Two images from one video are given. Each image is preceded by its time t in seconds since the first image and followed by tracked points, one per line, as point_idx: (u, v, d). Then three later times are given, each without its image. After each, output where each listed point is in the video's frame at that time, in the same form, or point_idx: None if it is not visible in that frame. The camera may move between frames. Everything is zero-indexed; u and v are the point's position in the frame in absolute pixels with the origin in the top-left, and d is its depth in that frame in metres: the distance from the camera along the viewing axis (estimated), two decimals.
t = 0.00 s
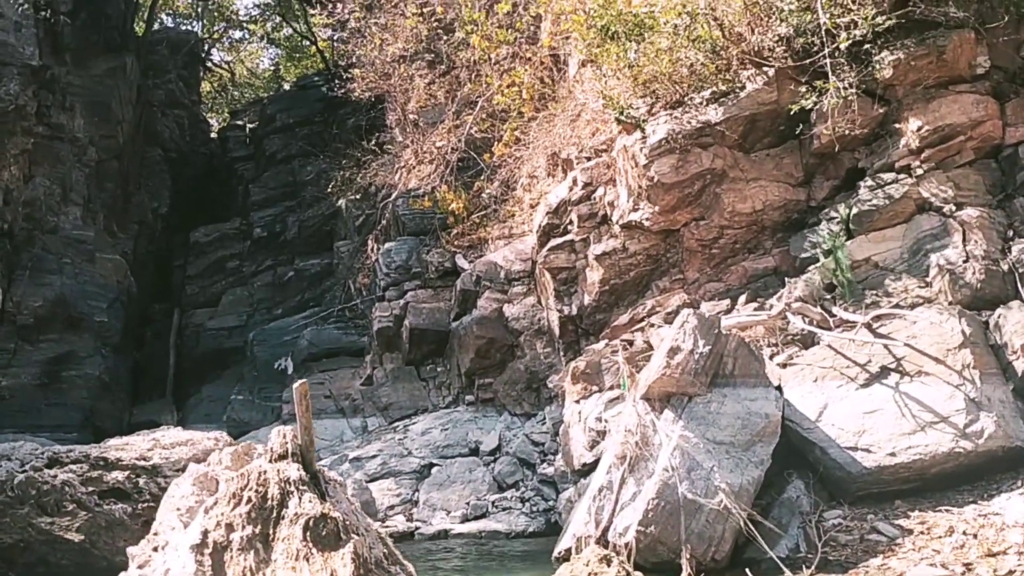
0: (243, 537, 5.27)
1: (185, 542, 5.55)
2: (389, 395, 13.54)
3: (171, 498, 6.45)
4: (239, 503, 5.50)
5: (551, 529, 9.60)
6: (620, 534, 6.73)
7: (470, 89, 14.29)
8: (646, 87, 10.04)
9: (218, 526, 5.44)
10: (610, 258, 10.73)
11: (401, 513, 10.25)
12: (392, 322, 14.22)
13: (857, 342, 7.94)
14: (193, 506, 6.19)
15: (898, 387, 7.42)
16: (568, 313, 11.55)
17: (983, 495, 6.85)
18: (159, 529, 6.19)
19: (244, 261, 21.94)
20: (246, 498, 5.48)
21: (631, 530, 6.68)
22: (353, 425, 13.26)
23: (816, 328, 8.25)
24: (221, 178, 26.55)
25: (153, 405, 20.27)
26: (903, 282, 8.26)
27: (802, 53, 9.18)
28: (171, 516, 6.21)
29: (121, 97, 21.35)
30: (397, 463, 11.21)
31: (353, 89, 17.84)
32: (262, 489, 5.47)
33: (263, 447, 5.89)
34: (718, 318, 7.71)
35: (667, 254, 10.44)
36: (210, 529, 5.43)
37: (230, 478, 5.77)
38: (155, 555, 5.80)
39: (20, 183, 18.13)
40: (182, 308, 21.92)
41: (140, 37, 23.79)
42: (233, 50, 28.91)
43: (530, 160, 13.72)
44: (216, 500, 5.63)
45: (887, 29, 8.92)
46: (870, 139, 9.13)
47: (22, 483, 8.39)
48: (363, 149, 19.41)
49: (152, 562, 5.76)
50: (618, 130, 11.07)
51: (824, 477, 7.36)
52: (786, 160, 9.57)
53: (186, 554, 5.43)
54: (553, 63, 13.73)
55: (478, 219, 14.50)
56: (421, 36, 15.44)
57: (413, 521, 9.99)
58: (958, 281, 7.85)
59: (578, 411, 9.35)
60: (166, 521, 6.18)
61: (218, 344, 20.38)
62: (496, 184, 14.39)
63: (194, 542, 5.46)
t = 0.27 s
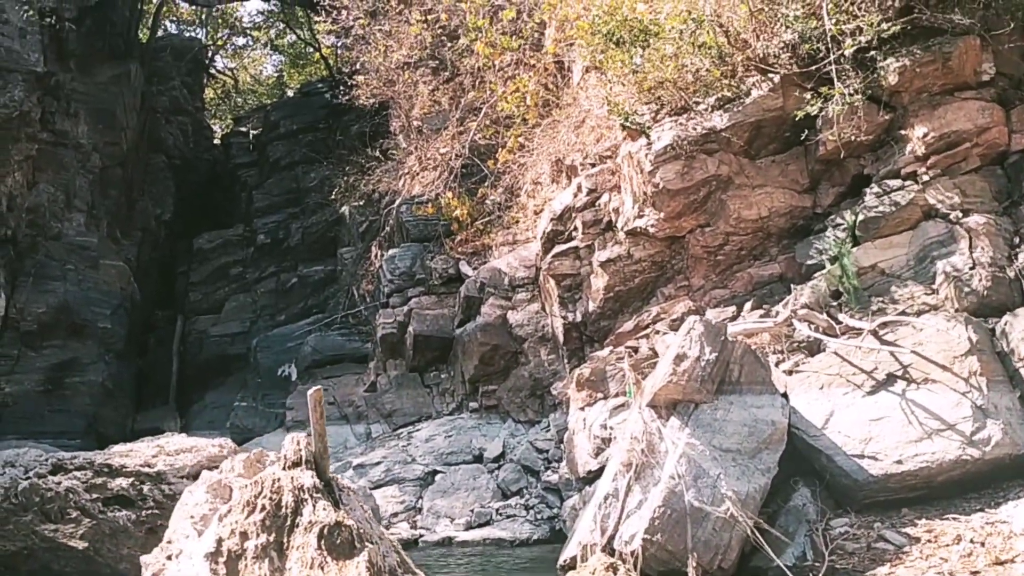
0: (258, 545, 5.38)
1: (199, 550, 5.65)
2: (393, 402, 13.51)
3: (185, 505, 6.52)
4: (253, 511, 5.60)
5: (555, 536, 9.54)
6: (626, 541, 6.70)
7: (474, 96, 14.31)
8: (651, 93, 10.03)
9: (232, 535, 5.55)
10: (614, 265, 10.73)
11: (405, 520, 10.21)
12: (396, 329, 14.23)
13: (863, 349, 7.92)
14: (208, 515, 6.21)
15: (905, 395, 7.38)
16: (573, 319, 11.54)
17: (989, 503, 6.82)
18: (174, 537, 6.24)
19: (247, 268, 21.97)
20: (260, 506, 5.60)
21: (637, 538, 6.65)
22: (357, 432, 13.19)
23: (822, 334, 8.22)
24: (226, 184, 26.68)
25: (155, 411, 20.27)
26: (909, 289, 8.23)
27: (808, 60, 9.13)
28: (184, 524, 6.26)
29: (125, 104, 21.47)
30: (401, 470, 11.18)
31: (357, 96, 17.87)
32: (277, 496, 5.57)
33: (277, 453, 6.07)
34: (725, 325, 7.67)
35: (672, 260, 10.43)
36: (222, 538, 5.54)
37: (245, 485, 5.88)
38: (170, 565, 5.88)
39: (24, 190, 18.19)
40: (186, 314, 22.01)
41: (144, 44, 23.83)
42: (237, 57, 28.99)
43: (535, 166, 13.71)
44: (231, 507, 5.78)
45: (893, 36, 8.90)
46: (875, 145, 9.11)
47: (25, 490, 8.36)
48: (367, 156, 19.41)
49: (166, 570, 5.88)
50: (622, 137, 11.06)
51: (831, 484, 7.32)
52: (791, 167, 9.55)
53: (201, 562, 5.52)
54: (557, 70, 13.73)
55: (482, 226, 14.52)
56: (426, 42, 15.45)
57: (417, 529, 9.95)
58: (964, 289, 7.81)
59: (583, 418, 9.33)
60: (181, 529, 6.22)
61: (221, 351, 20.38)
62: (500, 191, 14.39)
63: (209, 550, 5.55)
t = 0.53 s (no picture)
0: (275, 560, 5.46)
1: (215, 561, 5.68)
2: (398, 414, 13.47)
3: (200, 519, 6.49)
4: (270, 524, 5.72)
5: (561, 550, 9.48)
6: (634, 555, 6.64)
7: (479, 109, 14.38)
8: (657, 105, 10.02)
9: (249, 548, 5.60)
10: (620, 277, 10.72)
11: (411, 533, 10.15)
12: (401, 340, 14.23)
13: (871, 362, 7.86)
14: (224, 528, 6.19)
15: (914, 408, 7.34)
16: (579, 330, 11.53)
17: (999, 516, 6.78)
18: (190, 551, 6.13)
19: (252, 280, 22.06)
20: (277, 520, 5.69)
21: (645, 551, 6.60)
22: (361, 443, 13.08)
23: (830, 347, 8.20)
24: (230, 197, 26.85)
25: (159, 424, 20.22)
26: (917, 302, 8.18)
27: (814, 72, 9.15)
28: (201, 536, 6.19)
29: (129, 116, 21.56)
30: (406, 483, 11.14)
31: (362, 109, 17.93)
32: (294, 509, 5.69)
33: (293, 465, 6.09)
34: (732, 338, 7.65)
35: (677, 272, 10.41)
36: (238, 553, 5.58)
37: (260, 499, 5.97)
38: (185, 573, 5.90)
39: (29, 202, 18.28)
40: (190, 326, 22.11)
41: (149, 57, 23.96)
42: (241, 70, 29.10)
43: (539, 179, 13.72)
44: (246, 521, 5.82)
45: (899, 49, 8.93)
46: (881, 158, 9.09)
47: (31, 502, 8.31)
48: (371, 168, 19.44)
49: None
50: (627, 149, 11.07)
51: (839, 497, 7.28)
52: (797, 179, 9.57)
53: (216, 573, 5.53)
54: (562, 82, 13.77)
55: (486, 238, 14.53)
56: (431, 55, 15.50)
57: (422, 542, 9.90)
58: (972, 301, 7.77)
59: (589, 430, 9.31)
60: (198, 541, 6.15)
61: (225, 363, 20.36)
62: (504, 203, 14.40)
63: (225, 563, 5.57)
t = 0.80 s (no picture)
0: None
1: None
2: (405, 434, 13.41)
3: (220, 539, 6.75)
4: (289, 545, 6.24)
5: (569, 571, 9.34)
6: None
7: (487, 129, 14.47)
8: (664, 125, 10.07)
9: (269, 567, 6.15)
10: (628, 296, 10.71)
11: (418, 554, 10.06)
12: (408, 360, 14.21)
13: (881, 382, 7.86)
14: (243, 551, 6.43)
15: (925, 428, 7.29)
16: (586, 350, 11.39)
17: (1011, 537, 6.73)
18: (208, 568, 6.47)
19: (259, 300, 22.15)
20: (297, 540, 6.22)
21: (656, 572, 6.54)
22: (368, 464, 13.00)
23: (840, 367, 8.16)
24: (237, 217, 26.97)
25: (165, 444, 20.18)
26: (927, 321, 8.16)
27: (821, 92, 9.20)
28: (220, 557, 6.49)
29: (137, 136, 21.92)
30: (414, 504, 11.09)
31: (369, 129, 18.01)
32: (312, 531, 6.23)
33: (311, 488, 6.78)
34: (742, 358, 7.62)
35: (686, 292, 10.40)
36: (259, 569, 6.13)
37: (280, 520, 6.54)
38: None
39: (37, 222, 18.44)
40: (197, 346, 22.15)
41: (157, 78, 24.13)
42: (248, 90, 29.31)
43: (546, 198, 13.77)
44: (266, 541, 6.35)
45: (907, 69, 8.97)
46: (890, 177, 9.09)
47: (40, 522, 8.30)
48: (378, 187, 19.52)
49: None
50: (635, 168, 11.08)
51: (850, 518, 7.22)
52: (806, 199, 9.58)
53: None
54: (568, 102, 13.84)
55: (493, 257, 14.56)
56: (438, 76, 15.61)
57: (430, 563, 9.76)
58: (982, 320, 7.76)
59: (598, 450, 9.28)
60: (216, 561, 6.47)
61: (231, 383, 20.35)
62: (512, 222, 14.44)
63: None
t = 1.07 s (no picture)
0: None
1: None
2: (410, 447, 13.37)
3: (233, 554, 6.77)
4: (303, 560, 6.25)
5: None
6: None
7: (491, 142, 14.53)
8: (669, 138, 10.07)
9: None
10: (633, 309, 10.70)
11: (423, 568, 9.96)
12: (413, 373, 14.20)
13: (888, 396, 7.84)
14: (258, 565, 6.44)
15: (932, 442, 7.26)
16: (592, 364, 11.39)
17: (1020, 551, 6.68)
18: None
19: (263, 313, 22.18)
20: (311, 555, 6.25)
21: None
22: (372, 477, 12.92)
23: (846, 380, 8.14)
24: (242, 230, 27.01)
25: (168, 457, 20.10)
26: (934, 334, 8.14)
27: (827, 105, 9.20)
28: (234, 571, 6.45)
29: (142, 149, 22.10)
30: (418, 517, 11.04)
31: (373, 142, 18.05)
32: (327, 545, 6.32)
33: (325, 502, 6.95)
34: (749, 371, 7.60)
35: (691, 305, 10.38)
36: None
37: (292, 535, 6.60)
38: None
39: (42, 235, 18.53)
40: (200, 359, 22.16)
41: (162, 92, 24.24)
42: (252, 104, 29.44)
43: (551, 211, 13.79)
44: (280, 558, 6.35)
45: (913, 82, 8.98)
46: (895, 190, 9.09)
47: (43, 536, 8.20)
48: (383, 200, 19.55)
49: None
50: (639, 181, 11.10)
51: (858, 532, 7.18)
52: (811, 212, 9.56)
53: None
54: (572, 115, 13.89)
55: (498, 270, 14.58)
56: (442, 89, 15.68)
57: None
58: (990, 333, 7.71)
59: (604, 464, 9.24)
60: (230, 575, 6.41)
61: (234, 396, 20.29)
62: (517, 235, 14.47)
63: None
